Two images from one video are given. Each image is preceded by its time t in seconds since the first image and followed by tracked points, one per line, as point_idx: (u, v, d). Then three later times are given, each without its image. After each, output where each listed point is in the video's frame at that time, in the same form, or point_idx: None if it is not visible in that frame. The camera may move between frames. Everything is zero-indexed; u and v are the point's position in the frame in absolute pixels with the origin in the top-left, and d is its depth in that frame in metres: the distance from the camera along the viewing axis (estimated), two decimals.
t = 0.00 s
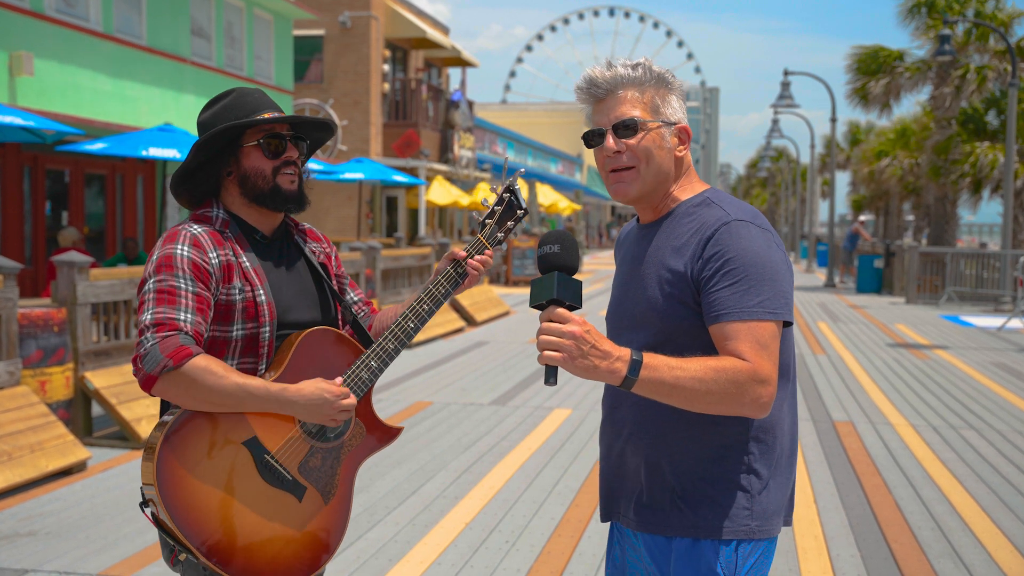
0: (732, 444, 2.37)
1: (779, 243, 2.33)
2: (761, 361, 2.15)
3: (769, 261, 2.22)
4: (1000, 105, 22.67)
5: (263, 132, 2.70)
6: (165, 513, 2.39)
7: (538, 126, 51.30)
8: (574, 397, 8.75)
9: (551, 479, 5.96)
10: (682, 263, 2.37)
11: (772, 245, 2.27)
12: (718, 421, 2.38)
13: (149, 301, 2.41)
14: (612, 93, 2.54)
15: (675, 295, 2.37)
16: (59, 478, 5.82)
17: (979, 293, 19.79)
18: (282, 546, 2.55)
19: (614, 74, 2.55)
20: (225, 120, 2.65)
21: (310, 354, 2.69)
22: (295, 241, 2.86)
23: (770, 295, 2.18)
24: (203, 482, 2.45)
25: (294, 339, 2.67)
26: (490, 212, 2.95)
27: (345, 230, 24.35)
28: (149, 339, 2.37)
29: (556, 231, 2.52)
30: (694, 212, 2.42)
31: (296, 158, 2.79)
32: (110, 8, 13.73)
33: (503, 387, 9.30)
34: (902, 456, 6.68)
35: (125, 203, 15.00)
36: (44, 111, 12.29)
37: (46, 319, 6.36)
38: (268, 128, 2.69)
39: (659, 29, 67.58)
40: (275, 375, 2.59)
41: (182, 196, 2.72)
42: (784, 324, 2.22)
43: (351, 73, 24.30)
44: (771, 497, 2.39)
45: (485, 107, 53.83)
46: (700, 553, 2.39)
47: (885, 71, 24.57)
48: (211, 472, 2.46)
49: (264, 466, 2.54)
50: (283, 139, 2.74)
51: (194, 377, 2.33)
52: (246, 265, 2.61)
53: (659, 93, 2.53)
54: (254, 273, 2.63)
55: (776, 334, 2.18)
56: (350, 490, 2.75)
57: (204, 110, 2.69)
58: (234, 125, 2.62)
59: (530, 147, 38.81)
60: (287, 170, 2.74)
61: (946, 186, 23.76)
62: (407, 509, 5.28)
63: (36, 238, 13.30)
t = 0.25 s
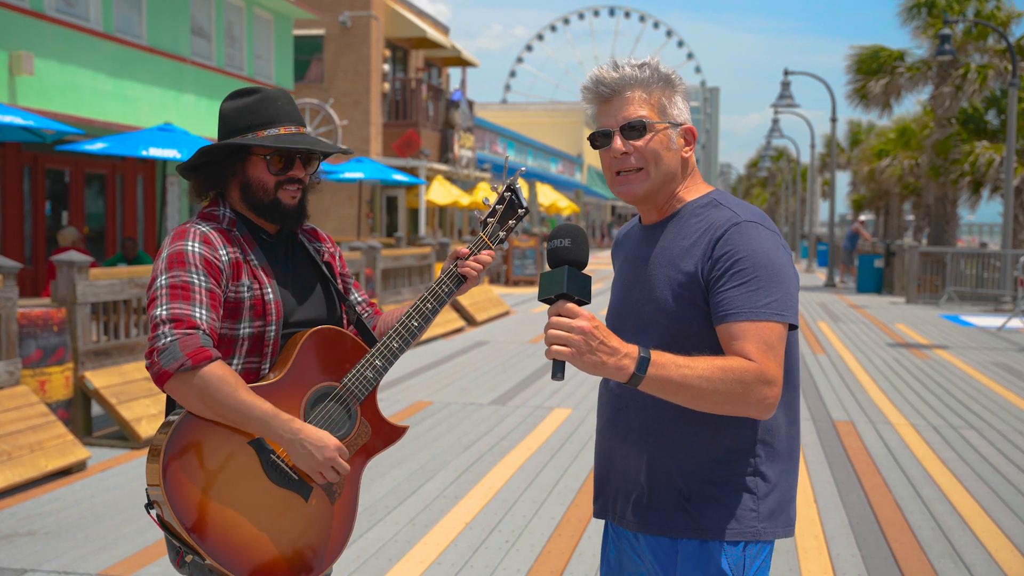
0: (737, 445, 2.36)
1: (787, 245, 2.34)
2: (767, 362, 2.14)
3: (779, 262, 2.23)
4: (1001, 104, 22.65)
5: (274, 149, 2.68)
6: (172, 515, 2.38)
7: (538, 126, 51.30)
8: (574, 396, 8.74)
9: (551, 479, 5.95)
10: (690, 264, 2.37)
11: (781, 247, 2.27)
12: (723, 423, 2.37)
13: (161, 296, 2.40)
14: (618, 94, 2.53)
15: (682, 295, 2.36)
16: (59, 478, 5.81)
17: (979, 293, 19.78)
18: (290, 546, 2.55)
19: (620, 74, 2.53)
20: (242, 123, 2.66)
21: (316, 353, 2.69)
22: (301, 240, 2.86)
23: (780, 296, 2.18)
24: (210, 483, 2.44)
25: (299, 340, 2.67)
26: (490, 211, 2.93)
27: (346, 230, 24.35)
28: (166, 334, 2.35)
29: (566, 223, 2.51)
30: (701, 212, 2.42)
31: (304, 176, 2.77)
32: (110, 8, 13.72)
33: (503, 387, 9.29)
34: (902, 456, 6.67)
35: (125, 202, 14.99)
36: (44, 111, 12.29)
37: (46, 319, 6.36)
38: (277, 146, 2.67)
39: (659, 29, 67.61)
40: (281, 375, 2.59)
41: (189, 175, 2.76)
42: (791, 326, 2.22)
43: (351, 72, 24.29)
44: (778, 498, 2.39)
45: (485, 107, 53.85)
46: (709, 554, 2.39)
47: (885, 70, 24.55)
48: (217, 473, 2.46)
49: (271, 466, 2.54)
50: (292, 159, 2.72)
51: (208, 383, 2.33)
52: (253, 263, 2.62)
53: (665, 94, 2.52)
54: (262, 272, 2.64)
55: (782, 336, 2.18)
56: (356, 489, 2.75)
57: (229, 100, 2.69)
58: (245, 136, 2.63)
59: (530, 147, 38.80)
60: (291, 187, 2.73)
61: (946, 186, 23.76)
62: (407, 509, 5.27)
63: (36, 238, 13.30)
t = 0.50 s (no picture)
0: (739, 442, 2.36)
1: (785, 242, 2.33)
2: (767, 357, 2.14)
3: (777, 258, 2.22)
4: (1001, 104, 22.64)
5: (274, 132, 2.70)
6: (184, 511, 2.38)
7: (538, 126, 51.31)
8: (575, 396, 8.73)
9: (551, 479, 5.94)
10: (688, 261, 2.36)
11: (779, 244, 2.27)
12: (726, 419, 2.37)
13: (160, 303, 2.41)
14: (622, 90, 2.52)
15: (681, 291, 2.36)
16: (59, 478, 5.81)
17: (979, 293, 19.77)
18: (299, 544, 2.54)
19: (624, 70, 2.53)
20: (237, 120, 2.65)
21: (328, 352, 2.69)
22: (305, 241, 2.86)
23: (778, 293, 2.17)
24: (222, 479, 2.44)
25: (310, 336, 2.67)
26: (496, 211, 2.96)
27: (345, 230, 24.35)
28: (156, 343, 2.37)
29: (569, 217, 2.53)
30: (700, 209, 2.41)
31: (309, 157, 2.78)
32: (110, 8, 13.72)
33: (502, 387, 9.28)
34: (902, 456, 6.66)
35: (126, 202, 14.99)
36: (44, 111, 12.29)
37: (46, 318, 6.35)
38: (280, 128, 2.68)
39: (660, 29, 67.65)
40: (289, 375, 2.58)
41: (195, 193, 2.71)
42: (789, 322, 2.22)
43: (351, 72, 24.28)
44: (774, 494, 2.39)
45: (485, 107, 53.87)
46: (706, 552, 2.38)
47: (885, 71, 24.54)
48: (229, 469, 2.46)
49: (283, 464, 2.54)
50: (295, 139, 2.72)
51: (201, 375, 2.31)
52: (259, 265, 2.62)
53: (669, 91, 2.52)
54: (268, 273, 2.64)
55: (781, 332, 2.17)
56: (366, 487, 2.75)
57: (218, 108, 2.68)
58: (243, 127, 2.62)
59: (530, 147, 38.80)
60: (299, 170, 2.73)
61: (947, 186, 23.75)
62: (406, 509, 5.27)
63: (36, 238, 13.30)
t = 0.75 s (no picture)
0: (738, 445, 2.35)
1: (782, 243, 2.31)
2: (756, 358, 2.12)
3: (770, 259, 2.21)
4: (1002, 104, 22.63)
5: (281, 136, 2.69)
6: (186, 514, 2.37)
7: (539, 126, 51.32)
8: (575, 397, 8.72)
9: (552, 479, 5.93)
10: (684, 263, 2.36)
11: (774, 245, 2.25)
12: (724, 422, 2.36)
13: (177, 292, 2.38)
14: (610, 96, 2.53)
15: (678, 293, 2.35)
16: (59, 478, 5.80)
17: (980, 293, 19.76)
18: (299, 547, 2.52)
19: (612, 77, 2.54)
20: (244, 122, 2.64)
21: (327, 353, 2.68)
22: (305, 241, 2.86)
23: (770, 293, 2.16)
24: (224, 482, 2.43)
25: (310, 338, 2.65)
26: (495, 210, 2.93)
27: (346, 230, 24.34)
28: (183, 330, 2.33)
29: (559, 216, 2.52)
30: (697, 211, 2.41)
31: (312, 165, 2.77)
32: (110, 8, 13.71)
33: (502, 387, 9.27)
34: (903, 456, 6.65)
35: (126, 202, 14.98)
36: (44, 111, 12.29)
37: (46, 318, 6.35)
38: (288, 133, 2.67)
39: (659, 29, 67.68)
40: (293, 374, 2.58)
41: (196, 192, 2.72)
42: (782, 324, 2.20)
43: (351, 72, 24.27)
44: (774, 498, 2.37)
45: (485, 107, 53.86)
46: (705, 553, 2.37)
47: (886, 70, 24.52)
48: (231, 472, 2.45)
49: (285, 467, 2.54)
50: (299, 145, 2.72)
51: (227, 377, 2.31)
52: (265, 263, 2.61)
53: (657, 95, 2.50)
54: (273, 272, 2.63)
55: (772, 334, 2.15)
56: (367, 489, 2.75)
57: (225, 106, 2.67)
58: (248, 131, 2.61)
59: (530, 147, 38.78)
60: (301, 176, 2.72)
61: (947, 186, 23.75)
62: (406, 509, 5.26)
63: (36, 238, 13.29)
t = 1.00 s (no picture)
0: (734, 442, 2.34)
1: (780, 240, 2.30)
2: (752, 357, 2.12)
3: (765, 258, 2.19)
4: (1002, 104, 22.61)
5: (279, 130, 2.68)
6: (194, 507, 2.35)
7: (539, 126, 51.32)
8: (575, 396, 8.71)
9: (552, 479, 5.93)
10: (680, 260, 2.35)
11: (771, 243, 2.24)
12: (721, 419, 2.35)
13: (163, 298, 2.38)
14: (614, 90, 2.52)
15: (673, 291, 2.35)
16: (59, 477, 5.80)
17: (980, 293, 19.74)
18: (304, 542, 2.52)
19: (617, 70, 2.54)
20: (240, 118, 2.63)
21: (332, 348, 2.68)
22: (305, 237, 2.85)
23: (765, 292, 2.15)
24: (232, 474, 2.42)
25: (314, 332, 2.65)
26: (497, 207, 2.92)
27: (346, 230, 24.33)
28: (163, 336, 2.34)
29: (549, 217, 2.50)
30: (695, 208, 2.40)
31: (312, 156, 2.76)
32: (110, 7, 13.70)
33: (502, 387, 9.25)
34: (905, 456, 6.65)
35: (125, 202, 14.98)
36: (44, 111, 12.28)
37: (46, 318, 6.34)
38: (286, 126, 2.66)
39: (660, 29, 67.69)
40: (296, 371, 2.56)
41: (196, 190, 2.72)
42: (780, 322, 2.19)
43: (351, 72, 24.27)
44: (772, 494, 2.37)
45: (485, 107, 53.86)
46: (700, 551, 2.36)
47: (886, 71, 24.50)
48: (238, 466, 2.44)
49: (291, 461, 2.52)
50: (299, 137, 2.70)
51: (212, 370, 2.29)
52: (261, 261, 2.60)
53: (661, 90, 2.49)
54: (270, 269, 2.62)
55: (769, 332, 2.15)
56: (371, 482, 2.76)
57: (220, 102, 2.65)
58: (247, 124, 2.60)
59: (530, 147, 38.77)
60: (302, 169, 2.71)
61: (947, 186, 23.74)
62: (407, 509, 5.25)
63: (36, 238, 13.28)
